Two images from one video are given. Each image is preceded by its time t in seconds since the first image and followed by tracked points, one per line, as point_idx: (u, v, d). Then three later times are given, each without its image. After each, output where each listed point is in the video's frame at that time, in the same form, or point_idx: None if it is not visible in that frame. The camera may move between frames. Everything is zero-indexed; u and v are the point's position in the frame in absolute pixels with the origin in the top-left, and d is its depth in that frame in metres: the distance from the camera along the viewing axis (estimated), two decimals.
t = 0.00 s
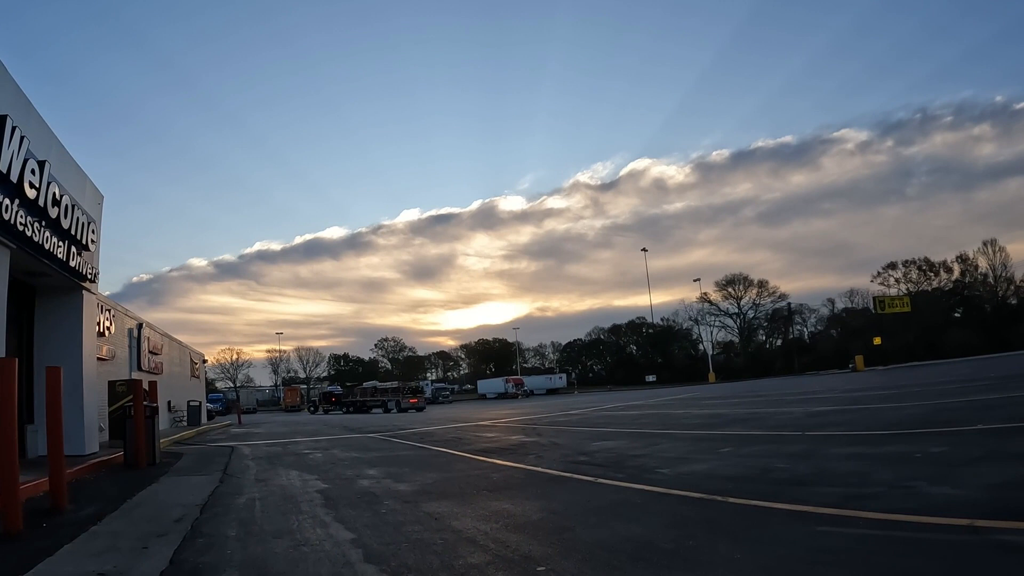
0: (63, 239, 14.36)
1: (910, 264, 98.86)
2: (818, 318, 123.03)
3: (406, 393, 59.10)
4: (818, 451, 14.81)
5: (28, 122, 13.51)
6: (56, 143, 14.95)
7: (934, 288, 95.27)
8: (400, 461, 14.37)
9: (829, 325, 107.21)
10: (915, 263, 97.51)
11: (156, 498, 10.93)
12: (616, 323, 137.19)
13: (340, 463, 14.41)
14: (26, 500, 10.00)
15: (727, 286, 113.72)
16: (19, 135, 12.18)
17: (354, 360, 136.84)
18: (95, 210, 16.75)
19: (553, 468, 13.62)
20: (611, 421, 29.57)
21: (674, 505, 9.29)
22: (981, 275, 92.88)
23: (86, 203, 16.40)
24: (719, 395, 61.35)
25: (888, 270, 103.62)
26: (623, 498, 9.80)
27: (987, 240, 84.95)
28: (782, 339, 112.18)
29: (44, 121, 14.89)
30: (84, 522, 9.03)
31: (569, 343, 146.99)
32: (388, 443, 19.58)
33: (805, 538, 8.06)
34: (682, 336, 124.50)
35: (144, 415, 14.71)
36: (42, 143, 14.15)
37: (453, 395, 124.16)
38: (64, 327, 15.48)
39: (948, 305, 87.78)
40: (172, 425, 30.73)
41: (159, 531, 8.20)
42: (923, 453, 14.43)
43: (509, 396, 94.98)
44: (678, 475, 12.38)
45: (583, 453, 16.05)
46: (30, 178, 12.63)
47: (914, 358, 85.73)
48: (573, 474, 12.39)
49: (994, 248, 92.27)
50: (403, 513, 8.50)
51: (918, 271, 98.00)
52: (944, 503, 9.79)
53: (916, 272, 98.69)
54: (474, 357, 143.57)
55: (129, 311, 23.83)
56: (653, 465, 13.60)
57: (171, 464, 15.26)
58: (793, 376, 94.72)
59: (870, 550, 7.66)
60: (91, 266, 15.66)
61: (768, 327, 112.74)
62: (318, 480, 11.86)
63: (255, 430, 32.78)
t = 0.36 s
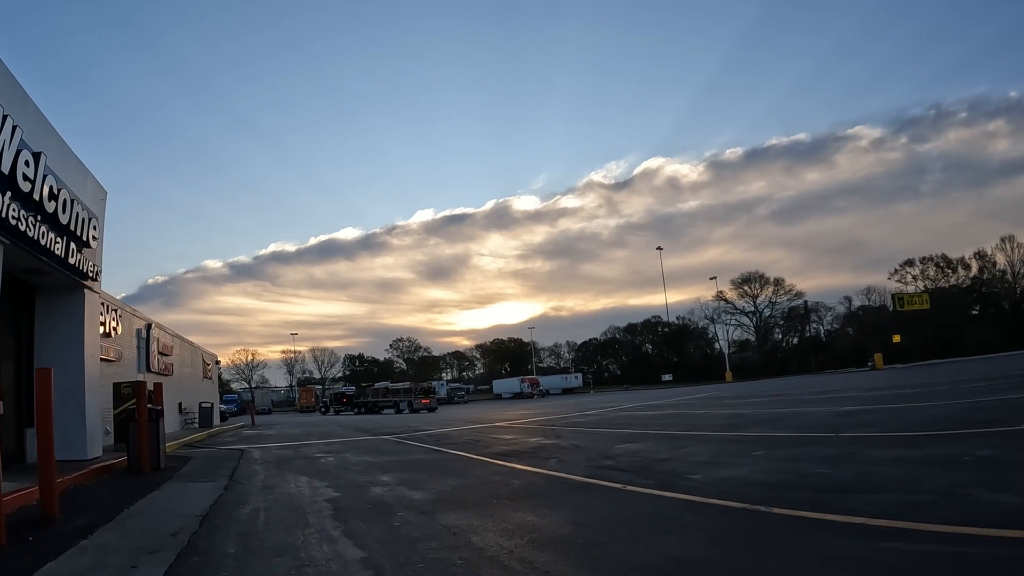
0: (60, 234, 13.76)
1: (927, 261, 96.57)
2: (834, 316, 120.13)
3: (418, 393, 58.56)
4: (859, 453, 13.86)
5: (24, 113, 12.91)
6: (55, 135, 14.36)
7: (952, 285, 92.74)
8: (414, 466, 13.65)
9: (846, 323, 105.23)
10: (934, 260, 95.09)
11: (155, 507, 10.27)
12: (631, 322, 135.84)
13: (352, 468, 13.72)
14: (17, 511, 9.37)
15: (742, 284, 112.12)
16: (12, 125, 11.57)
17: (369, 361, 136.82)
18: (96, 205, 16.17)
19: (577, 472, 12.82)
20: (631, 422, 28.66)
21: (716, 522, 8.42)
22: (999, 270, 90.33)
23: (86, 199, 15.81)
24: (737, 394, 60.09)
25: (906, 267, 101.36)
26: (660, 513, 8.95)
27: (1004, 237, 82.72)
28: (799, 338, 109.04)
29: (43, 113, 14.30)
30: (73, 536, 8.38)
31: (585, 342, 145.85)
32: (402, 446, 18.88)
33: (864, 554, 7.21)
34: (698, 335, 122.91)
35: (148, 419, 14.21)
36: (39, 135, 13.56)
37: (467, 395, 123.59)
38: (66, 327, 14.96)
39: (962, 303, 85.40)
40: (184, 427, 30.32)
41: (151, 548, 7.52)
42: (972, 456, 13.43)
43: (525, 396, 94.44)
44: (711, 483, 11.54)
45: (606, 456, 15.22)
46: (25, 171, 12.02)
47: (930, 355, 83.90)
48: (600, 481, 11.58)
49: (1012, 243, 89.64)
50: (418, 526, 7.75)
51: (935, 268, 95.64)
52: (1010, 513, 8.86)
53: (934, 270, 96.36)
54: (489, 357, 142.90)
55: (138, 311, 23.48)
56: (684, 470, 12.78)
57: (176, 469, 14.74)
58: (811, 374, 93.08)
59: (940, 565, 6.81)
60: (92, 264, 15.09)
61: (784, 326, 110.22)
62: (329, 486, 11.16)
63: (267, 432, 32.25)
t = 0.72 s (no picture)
0: (53, 226, 13.04)
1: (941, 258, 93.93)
2: (845, 314, 118.42)
3: (426, 392, 57.85)
4: (901, 454, 12.91)
5: (14, 97, 12.16)
6: (48, 121, 13.61)
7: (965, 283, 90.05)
8: (426, 469, 12.84)
9: (858, 321, 103.47)
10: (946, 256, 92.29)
11: (148, 516, 9.51)
12: (642, 321, 134.52)
13: (360, 471, 12.92)
14: None
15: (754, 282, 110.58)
16: None
17: (379, 360, 136.40)
18: (92, 197, 15.41)
19: (601, 476, 11.97)
20: (647, 422, 27.71)
21: (763, 535, 7.55)
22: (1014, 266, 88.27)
23: (82, 190, 15.09)
24: (751, 392, 58.85)
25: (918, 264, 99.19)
26: (698, 524, 8.09)
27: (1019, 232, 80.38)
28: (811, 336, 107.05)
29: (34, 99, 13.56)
30: (54, 550, 7.64)
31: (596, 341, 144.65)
32: (414, 448, 18.07)
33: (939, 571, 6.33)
34: (709, 334, 121.35)
35: (146, 420, 13.53)
36: (30, 121, 12.81)
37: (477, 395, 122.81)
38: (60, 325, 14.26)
39: (974, 298, 83.25)
40: (191, 427, 29.72)
41: (135, 565, 6.75)
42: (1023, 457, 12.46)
43: (536, 395, 93.56)
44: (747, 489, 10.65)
45: (630, 458, 14.34)
46: (12, 157, 11.26)
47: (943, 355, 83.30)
48: (627, 486, 10.72)
49: None
50: (432, 540, 6.93)
51: (948, 265, 92.98)
52: None
53: (947, 266, 93.72)
54: (500, 356, 142.07)
55: (141, 309, 22.86)
56: (715, 473, 11.88)
57: (176, 473, 14.05)
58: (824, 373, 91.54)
59: None
60: (87, 258, 14.35)
61: (796, 324, 108.55)
62: (335, 492, 10.36)
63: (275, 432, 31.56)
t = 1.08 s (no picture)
0: (36, 214, 12.32)
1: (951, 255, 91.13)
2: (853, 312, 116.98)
3: (430, 392, 57.12)
4: (941, 455, 12.03)
5: None
6: (33, 104, 12.89)
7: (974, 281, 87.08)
8: (432, 472, 12.09)
9: (866, 319, 102.06)
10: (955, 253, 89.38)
11: (130, 524, 8.77)
12: (648, 320, 133.39)
13: (362, 474, 12.16)
14: None
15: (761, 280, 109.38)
16: None
17: (386, 360, 135.88)
18: (81, 186, 14.73)
19: (620, 480, 11.17)
20: (659, 421, 26.81)
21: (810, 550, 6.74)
22: None
23: (71, 178, 14.38)
24: (760, 391, 57.72)
25: (927, 261, 97.42)
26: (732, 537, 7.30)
27: None
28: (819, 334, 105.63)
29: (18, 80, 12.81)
30: (19, 564, 6.92)
31: (603, 340, 143.59)
32: (420, 449, 17.28)
33: None
34: (716, 332, 120.11)
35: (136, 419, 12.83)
36: (14, 103, 12.08)
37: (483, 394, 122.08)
38: (48, 320, 13.61)
39: (981, 296, 81.90)
40: (192, 427, 29.06)
41: None
42: None
43: (543, 394, 92.70)
44: (780, 495, 9.83)
45: (648, 460, 13.52)
46: None
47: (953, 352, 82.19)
48: (651, 491, 9.92)
49: None
50: (440, 554, 6.17)
51: (956, 262, 90.07)
52: None
53: (956, 264, 90.89)
54: (506, 355, 141.21)
55: (139, 306, 22.22)
56: (743, 477, 11.05)
57: (169, 476, 13.34)
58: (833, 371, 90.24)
59: None
60: (75, 249, 13.67)
61: (803, 322, 106.48)
62: (335, 498, 9.60)
63: (278, 432, 30.85)
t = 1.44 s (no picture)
0: (20, 204, 11.66)
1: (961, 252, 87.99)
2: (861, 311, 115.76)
3: (433, 393, 56.53)
4: (984, 458, 11.21)
5: None
6: (18, 89, 12.24)
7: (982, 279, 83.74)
8: (440, 478, 11.35)
9: (874, 318, 100.79)
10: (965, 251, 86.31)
11: (111, 537, 8.05)
12: (656, 319, 132.38)
13: (365, 480, 11.43)
14: None
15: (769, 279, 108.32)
16: None
17: (392, 360, 135.40)
18: (71, 177, 14.07)
19: (642, 485, 10.42)
20: (672, 422, 26.00)
21: (869, 571, 5.94)
22: None
23: (60, 168, 13.72)
24: (769, 391, 56.75)
25: (936, 259, 95.79)
26: (774, 556, 6.54)
27: None
28: (827, 334, 104.37)
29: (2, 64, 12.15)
30: None
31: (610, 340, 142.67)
32: (426, 451, 16.54)
33: None
34: (723, 331, 119.09)
35: (127, 421, 12.19)
36: None
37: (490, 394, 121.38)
38: (36, 317, 12.98)
39: (991, 294, 79.53)
40: (194, 429, 28.45)
41: None
42: None
43: (549, 394, 91.96)
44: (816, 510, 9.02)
45: (668, 463, 12.76)
46: None
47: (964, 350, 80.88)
48: (678, 499, 9.16)
49: None
50: None
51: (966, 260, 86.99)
52: None
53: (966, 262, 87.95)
54: (513, 355, 140.52)
55: (137, 305, 21.61)
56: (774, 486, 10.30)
57: (163, 481, 12.65)
58: (843, 370, 88.98)
59: None
60: (63, 243, 13.01)
61: (811, 321, 106.02)
62: (335, 506, 8.87)
63: (281, 434, 30.18)
